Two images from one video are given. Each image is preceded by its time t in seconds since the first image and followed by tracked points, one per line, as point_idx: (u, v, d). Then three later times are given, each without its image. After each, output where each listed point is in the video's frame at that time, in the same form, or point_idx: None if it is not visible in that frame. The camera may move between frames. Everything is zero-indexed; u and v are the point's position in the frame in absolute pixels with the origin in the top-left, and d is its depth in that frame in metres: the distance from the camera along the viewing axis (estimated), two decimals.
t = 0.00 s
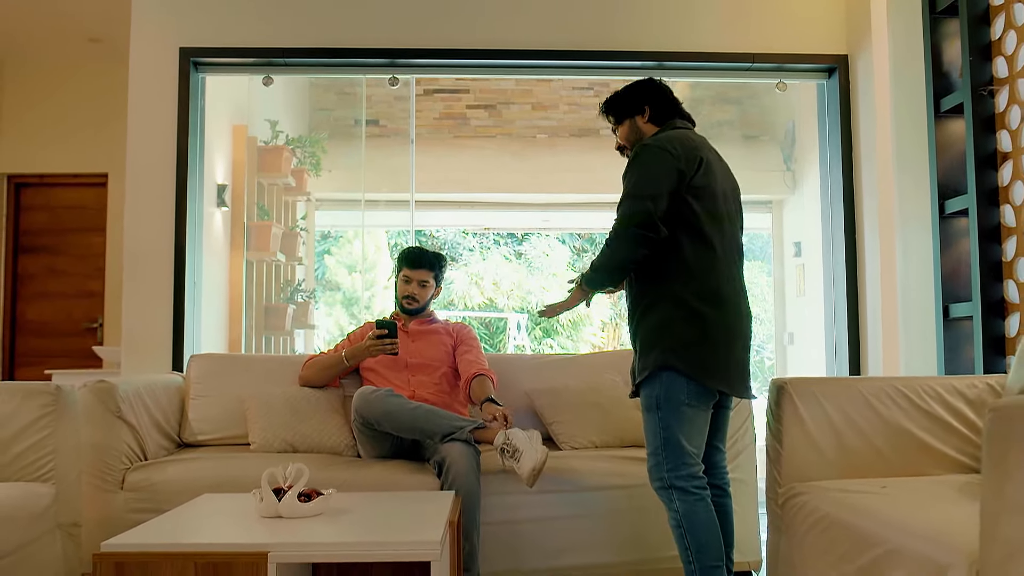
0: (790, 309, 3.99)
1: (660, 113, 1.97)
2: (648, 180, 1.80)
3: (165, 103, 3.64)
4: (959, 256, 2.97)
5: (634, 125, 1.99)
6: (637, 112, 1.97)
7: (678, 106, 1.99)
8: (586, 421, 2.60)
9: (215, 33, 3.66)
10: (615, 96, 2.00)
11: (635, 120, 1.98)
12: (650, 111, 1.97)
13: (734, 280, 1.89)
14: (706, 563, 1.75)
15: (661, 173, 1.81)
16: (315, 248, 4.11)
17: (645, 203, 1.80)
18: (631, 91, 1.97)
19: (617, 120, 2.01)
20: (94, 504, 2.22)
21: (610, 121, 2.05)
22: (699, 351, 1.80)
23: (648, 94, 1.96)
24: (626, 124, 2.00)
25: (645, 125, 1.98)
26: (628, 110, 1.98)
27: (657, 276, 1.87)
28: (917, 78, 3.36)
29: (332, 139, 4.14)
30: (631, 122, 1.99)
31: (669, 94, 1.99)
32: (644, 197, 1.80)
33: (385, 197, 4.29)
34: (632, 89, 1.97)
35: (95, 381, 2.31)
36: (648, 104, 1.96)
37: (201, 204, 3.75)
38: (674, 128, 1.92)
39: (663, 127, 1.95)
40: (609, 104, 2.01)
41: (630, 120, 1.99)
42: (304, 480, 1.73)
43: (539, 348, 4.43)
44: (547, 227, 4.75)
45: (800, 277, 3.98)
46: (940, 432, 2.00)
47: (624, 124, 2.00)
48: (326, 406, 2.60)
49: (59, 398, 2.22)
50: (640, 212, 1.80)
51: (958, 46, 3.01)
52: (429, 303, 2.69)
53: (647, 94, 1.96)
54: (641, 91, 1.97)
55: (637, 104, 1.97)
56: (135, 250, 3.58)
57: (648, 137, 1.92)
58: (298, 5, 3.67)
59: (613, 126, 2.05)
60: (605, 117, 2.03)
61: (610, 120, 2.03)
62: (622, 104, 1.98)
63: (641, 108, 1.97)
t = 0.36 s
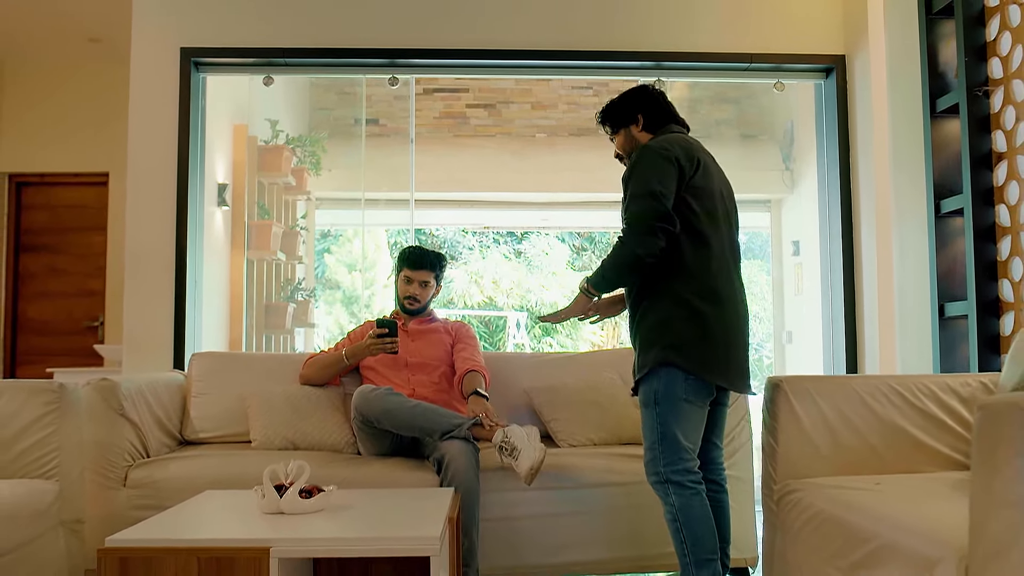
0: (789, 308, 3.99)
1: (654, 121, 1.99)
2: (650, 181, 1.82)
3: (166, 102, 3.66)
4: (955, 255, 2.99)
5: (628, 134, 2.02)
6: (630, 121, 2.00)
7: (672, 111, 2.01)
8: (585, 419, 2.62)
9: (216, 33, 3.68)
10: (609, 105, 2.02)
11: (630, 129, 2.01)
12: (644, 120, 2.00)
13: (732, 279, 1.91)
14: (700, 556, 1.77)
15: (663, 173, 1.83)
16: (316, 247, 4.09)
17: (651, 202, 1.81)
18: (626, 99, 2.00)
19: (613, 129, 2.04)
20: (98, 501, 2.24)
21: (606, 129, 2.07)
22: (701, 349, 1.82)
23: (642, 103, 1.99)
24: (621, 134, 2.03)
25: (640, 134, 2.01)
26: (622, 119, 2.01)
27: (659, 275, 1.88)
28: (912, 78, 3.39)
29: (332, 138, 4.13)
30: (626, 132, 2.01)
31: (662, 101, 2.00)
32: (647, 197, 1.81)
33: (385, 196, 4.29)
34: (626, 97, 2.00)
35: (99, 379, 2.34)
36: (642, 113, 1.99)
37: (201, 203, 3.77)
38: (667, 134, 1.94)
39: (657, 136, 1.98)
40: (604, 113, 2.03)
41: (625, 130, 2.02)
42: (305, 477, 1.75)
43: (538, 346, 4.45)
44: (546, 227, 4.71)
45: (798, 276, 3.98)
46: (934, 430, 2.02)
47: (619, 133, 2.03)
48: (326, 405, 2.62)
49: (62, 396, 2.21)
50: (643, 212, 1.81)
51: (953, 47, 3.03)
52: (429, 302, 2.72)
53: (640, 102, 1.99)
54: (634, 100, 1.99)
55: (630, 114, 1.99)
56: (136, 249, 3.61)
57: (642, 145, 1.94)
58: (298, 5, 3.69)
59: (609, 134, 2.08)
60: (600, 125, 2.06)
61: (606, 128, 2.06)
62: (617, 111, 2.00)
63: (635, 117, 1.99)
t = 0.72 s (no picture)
0: (788, 306, 4.01)
1: (658, 119, 2.01)
2: (660, 184, 1.83)
3: (167, 102, 3.68)
4: (951, 254, 3.02)
5: (633, 131, 2.04)
6: (635, 118, 2.02)
7: (676, 108, 2.03)
8: (583, 415, 2.65)
9: (217, 33, 3.70)
10: (616, 98, 2.03)
11: (635, 126, 2.03)
12: (648, 117, 2.02)
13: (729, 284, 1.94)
14: (691, 547, 1.80)
15: (672, 177, 1.84)
16: (315, 245, 4.12)
17: (660, 206, 1.82)
18: (632, 95, 2.01)
19: (617, 123, 2.05)
20: (102, 497, 2.28)
21: (610, 123, 2.09)
22: (699, 350, 1.85)
23: (647, 100, 2.00)
24: (626, 129, 2.05)
25: (644, 131, 2.03)
26: (627, 116, 2.02)
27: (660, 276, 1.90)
28: (909, 78, 3.41)
29: (333, 137, 4.15)
30: (631, 128, 2.04)
31: (667, 98, 2.02)
32: (657, 199, 1.82)
33: (385, 194, 4.28)
34: (632, 93, 2.01)
35: (102, 376, 2.37)
36: (647, 110, 2.01)
37: (203, 202, 3.79)
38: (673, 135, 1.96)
39: (661, 135, 2.00)
40: (609, 107, 2.05)
41: (630, 126, 2.04)
42: (307, 472, 1.77)
43: (538, 344, 4.52)
44: (547, 226, 4.72)
45: (797, 275, 3.99)
46: (927, 426, 2.05)
47: (623, 128, 2.05)
48: (327, 402, 2.65)
49: (67, 392, 2.23)
50: (652, 214, 1.82)
51: (950, 47, 3.05)
52: (428, 300, 2.75)
53: (645, 99, 2.00)
54: (640, 96, 2.00)
55: (635, 111, 2.01)
56: (138, 248, 3.63)
57: (648, 145, 1.97)
58: (299, 5, 3.71)
59: (612, 127, 2.09)
60: (604, 119, 2.07)
61: (610, 122, 2.07)
62: (623, 107, 2.02)
63: (640, 114, 2.01)
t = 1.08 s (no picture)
0: (786, 304, 4.02)
1: (655, 119, 2.03)
2: (662, 182, 1.85)
3: (168, 101, 3.71)
4: (946, 252, 3.04)
5: (629, 130, 2.06)
6: (631, 117, 2.04)
7: (671, 109, 2.05)
8: (582, 412, 2.67)
9: (217, 32, 3.72)
10: (613, 100, 2.06)
11: (631, 125, 2.05)
12: (645, 117, 2.04)
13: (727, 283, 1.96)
14: (682, 538, 1.83)
15: (674, 176, 1.86)
16: (315, 243, 4.13)
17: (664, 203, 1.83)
18: (629, 95, 2.04)
19: (613, 123, 2.07)
20: (105, 493, 2.30)
21: (606, 123, 2.11)
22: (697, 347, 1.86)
23: (644, 100, 2.03)
24: (622, 129, 2.07)
25: (640, 130, 2.04)
26: (624, 115, 2.04)
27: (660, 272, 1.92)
28: (906, 77, 3.44)
29: (332, 135, 4.16)
30: (627, 127, 2.05)
31: (663, 99, 2.05)
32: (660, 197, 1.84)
33: (385, 192, 4.26)
34: (629, 93, 2.04)
35: (106, 373, 2.40)
36: (643, 110, 2.03)
37: (204, 201, 3.82)
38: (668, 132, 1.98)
39: (657, 134, 2.02)
40: (606, 107, 2.07)
41: (626, 126, 2.06)
42: (308, 468, 1.80)
43: (538, 342, 4.49)
44: (546, 223, 4.74)
45: (796, 272, 4.01)
46: (922, 423, 2.07)
47: (620, 127, 2.07)
48: (328, 399, 2.67)
49: (71, 389, 2.23)
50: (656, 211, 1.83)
51: (946, 47, 3.07)
52: (428, 299, 2.77)
53: (641, 100, 2.03)
54: (637, 98, 2.03)
55: (632, 111, 2.03)
56: (139, 247, 3.66)
57: (644, 144, 1.99)
58: (300, 5, 3.73)
59: (609, 127, 2.11)
60: (601, 119, 2.10)
61: (607, 121, 2.09)
62: (620, 106, 2.04)
63: (637, 113, 2.03)
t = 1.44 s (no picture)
0: (784, 300, 4.01)
1: (634, 126, 2.05)
2: (657, 178, 1.88)
3: (170, 99, 3.74)
4: (941, 250, 3.07)
5: (609, 137, 2.10)
6: (611, 125, 2.07)
7: (651, 113, 2.07)
8: (581, 408, 2.70)
9: (218, 31, 3.75)
10: (591, 105, 2.07)
11: (611, 132, 2.08)
12: (625, 124, 2.06)
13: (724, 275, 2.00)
14: (687, 535, 1.85)
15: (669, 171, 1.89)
16: (315, 240, 4.10)
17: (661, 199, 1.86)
18: (606, 102, 2.05)
19: (593, 130, 2.11)
20: (108, 488, 2.34)
21: (587, 127, 2.14)
22: (700, 339, 1.90)
23: (623, 108, 2.05)
24: (602, 136, 2.10)
25: (620, 137, 2.08)
26: (604, 122, 2.07)
27: (659, 268, 1.95)
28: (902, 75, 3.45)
29: (333, 132, 4.12)
30: (607, 135, 2.09)
31: (641, 104, 2.06)
32: (656, 193, 1.87)
33: (385, 189, 4.19)
34: (607, 101, 2.05)
35: (108, 370, 2.43)
36: (623, 117, 2.05)
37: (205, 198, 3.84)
38: (646, 139, 2.01)
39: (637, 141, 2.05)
40: (584, 114, 2.10)
41: (606, 133, 2.09)
42: (309, 463, 1.82)
43: (536, 339, 4.49)
44: (545, 220, 4.70)
45: (794, 270, 4.01)
46: (915, 419, 2.10)
47: (600, 134, 2.10)
48: (329, 396, 2.69)
49: (74, 385, 2.24)
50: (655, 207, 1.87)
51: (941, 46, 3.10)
52: (427, 296, 2.79)
53: (620, 106, 2.05)
54: (616, 104, 2.05)
55: (611, 118, 2.05)
56: (140, 244, 3.69)
57: (626, 150, 2.02)
58: (300, 4, 3.76)
59: (589, 132, 2.14)
60: (581, 125, 2.13)
61: (587, 127, 2.12)
62: (598, 113, 2.07)
63: (616, 121, 2.06)
